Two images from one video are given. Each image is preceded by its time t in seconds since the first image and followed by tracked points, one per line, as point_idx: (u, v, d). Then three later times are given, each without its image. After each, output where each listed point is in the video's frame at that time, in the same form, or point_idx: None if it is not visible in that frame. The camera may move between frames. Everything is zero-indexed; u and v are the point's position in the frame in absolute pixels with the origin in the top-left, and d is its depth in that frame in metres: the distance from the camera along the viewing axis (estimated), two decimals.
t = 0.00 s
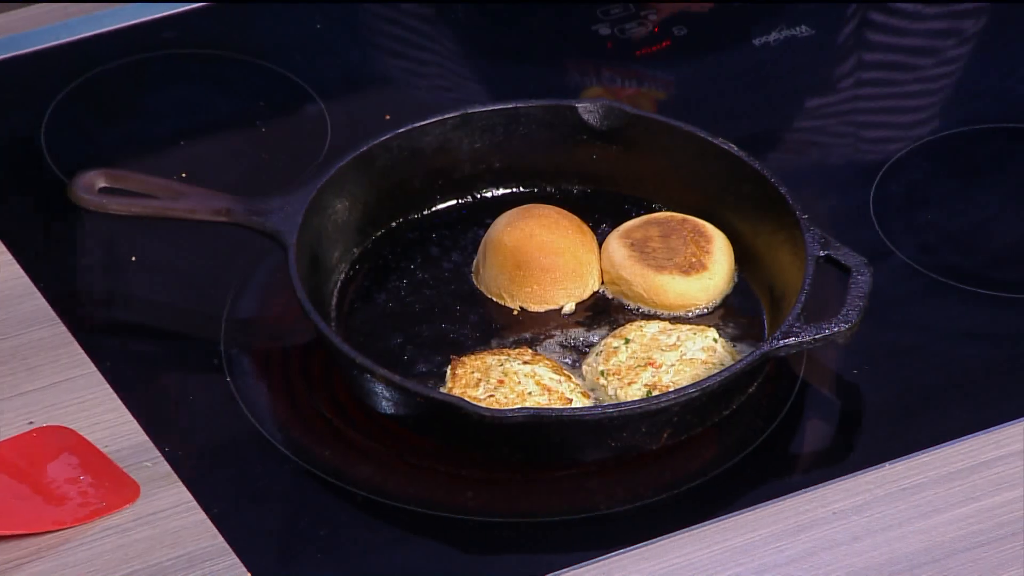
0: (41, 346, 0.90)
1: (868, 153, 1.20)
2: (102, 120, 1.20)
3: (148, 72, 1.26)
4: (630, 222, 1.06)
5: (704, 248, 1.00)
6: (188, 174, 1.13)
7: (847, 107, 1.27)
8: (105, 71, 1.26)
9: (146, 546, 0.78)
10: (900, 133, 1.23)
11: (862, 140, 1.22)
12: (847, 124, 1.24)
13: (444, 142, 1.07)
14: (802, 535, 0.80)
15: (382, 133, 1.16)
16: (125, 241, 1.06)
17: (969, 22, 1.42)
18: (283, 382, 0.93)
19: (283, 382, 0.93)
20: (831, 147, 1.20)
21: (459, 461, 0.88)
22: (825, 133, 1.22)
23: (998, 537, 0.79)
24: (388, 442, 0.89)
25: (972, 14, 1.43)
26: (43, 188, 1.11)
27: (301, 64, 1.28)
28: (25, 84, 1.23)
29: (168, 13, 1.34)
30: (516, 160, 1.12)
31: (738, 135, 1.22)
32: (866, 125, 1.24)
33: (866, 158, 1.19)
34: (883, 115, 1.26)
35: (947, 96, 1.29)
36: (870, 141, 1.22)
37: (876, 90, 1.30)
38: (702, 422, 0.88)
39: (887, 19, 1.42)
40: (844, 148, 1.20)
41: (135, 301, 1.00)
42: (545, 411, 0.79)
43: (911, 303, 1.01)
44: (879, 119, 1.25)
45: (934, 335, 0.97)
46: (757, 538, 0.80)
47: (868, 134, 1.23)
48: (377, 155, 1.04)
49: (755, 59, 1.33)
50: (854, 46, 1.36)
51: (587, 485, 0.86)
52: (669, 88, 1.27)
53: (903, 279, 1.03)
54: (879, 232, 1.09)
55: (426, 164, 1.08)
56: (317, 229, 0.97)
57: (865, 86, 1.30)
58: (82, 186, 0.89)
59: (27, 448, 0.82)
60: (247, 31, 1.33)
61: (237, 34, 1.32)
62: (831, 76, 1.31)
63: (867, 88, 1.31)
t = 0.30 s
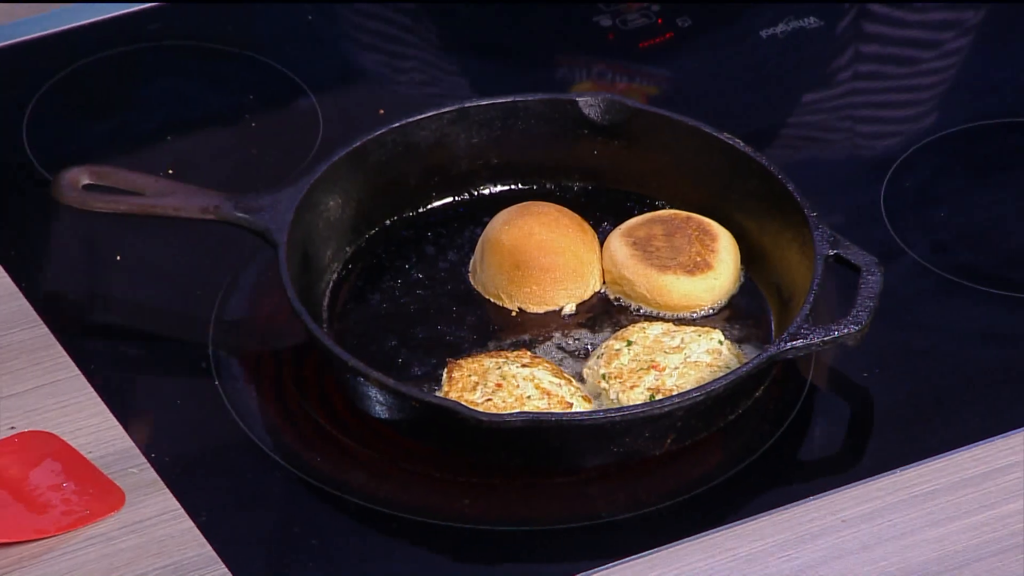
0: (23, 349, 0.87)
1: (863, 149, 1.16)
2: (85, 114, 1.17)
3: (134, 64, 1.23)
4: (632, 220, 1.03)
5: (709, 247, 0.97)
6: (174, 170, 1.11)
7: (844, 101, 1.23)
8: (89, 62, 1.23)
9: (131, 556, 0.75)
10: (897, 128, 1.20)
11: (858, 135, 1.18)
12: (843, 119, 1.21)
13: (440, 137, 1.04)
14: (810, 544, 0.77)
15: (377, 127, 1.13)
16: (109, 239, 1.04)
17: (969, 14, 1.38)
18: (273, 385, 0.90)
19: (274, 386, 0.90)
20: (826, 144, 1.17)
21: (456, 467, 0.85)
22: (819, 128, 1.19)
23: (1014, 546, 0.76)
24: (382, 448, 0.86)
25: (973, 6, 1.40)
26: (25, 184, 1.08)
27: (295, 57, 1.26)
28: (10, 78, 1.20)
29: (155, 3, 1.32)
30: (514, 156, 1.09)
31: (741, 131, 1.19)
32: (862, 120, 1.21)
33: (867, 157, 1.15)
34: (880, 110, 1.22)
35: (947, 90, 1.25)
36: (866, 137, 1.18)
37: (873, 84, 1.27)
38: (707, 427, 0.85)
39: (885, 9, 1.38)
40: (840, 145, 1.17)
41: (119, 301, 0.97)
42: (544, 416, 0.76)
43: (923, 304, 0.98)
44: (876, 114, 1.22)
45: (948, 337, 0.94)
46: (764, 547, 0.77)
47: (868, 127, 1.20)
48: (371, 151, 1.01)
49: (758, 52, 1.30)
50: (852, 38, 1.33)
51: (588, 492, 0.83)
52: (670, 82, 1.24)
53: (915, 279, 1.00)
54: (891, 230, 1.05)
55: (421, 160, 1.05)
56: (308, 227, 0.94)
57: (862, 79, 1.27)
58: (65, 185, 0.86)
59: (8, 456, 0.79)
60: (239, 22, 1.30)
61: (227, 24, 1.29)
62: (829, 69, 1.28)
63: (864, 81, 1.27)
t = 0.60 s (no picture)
0: (10, 350, 0.85)
1: (867, 155, 1.12)
2: (75, 108, 1.15)
3: (125, 58, 1.21)
4: (638, 218, 1.00)
5: (719, 246, 0.95)
6: (166, 166, 1.08)
7: (847, 106, 1.19)
8: (77, 55, 1.20)
9: (121, 564, 0.72)
10: (903, 133, 1.16)
11: (861, 141, 1.14)
12: (846, 124, 1.17)
13: (440, 132, 1.02)
14: (823, 552, 0.74)
15: (377, 121, 1.10)
16: (99, 236, 1.01)
17: (975, 16, 1.34)
18: (268, 388, 0.88)
19: (269, 388, 0.88)
20: (829, 149, 1.13)
21: (457, 472, 0.82)
22: (822, 133, 1.15)
23: None
24: (380, 453, 0.83)
25: (980, 7, 1.36)
26: (12, 180, 1.06)
27: (293, 49, 1.23)
28: None
29: None
30: (516, 151, 1.06)
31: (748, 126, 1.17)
32: (865, 126, 1.17)
33: (870, 163, 1.11)
34: (884, 115, 1.18)
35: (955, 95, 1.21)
36: (870, 143, 1.14)
37: (877, 89, 1.23)
38: (716, 431, 0.82)
39: (890, 11, 1.34)
40: (843, 150, 1.13)
41: (110, 300, 0.95)
42: (547, 419, 0.74)
43: (939, 304, 0.95)
44: (881, 117, 1.18)
45: (966, 338, 0.92)
46: (775, 555, 0.74)
47: (873, 130, 1.16)
48: (369, 146, 0.98)
49: (764, 47, 1.27)
50: (855, 40, 1.29)
51: (594, 498, 0.81)
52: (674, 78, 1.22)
53: (931, 278, 0.97)
54: (906, 228, 1.03)
55: (421, 156, 1.03)
56: (304, 224, 0.91)
57: (866, 83, 1.23)
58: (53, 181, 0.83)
59: None
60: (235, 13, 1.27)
61: (223, 16, 1.26)
62: (831, 72, 1.24)
63: (867, 86, 1.23)
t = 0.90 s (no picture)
0: None
1: (872, 155, 1.09)
2: (64, 102, 1.12)
3: (116, 51, 1.19)
4: (642, 215, 0.98)
5: (725, 244, 0.92)
6: (156, 161, 1.06)
7: (852, 104, 1.17)
8: (67, 47, 1.18)
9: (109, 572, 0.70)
10: (909, 133, 1.13)
11: (866, 141, 1.11)
12: (851, 123, 1.14)
13: (438, 127, 1.00)
14: (833, 558, 0.72)
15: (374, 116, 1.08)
16: (88, 233, 0.99)
17: (987, 13, 1.31)
18: (262, 390, 0.85)
19: (262, 390, 0.85)
20: (833, 147, 1.11)
21: (456, 477, 0.80)
22: (826, 131, 1.13)
23: None
24: (378, 457, 0.81)
25: (993, 3, 1.33)
26: None
27: (290, 41, 1.21)
28: None
29: None
30: (517, 146, 1.04)
31: (754, 119, 1.14)
32: (871, 125, 1.14)
33: (877, 163, 1.08)
34: (890, 114, 1.15)
35: (963, 96, 1.19)
36: (875, 143, 1.11)
37: (883, 87, 1.20)
38: (722, 434, 0.80)
39: (899, 7, 1.31)
40: (848, 150, 1.10)
41: (97, 300, 0.92)
42: (548, 422, 0.72)
43: (952, 303, 0.92)
44: (887, 116, 1.15)
45: (979, 339, 0.89)
46: (783, 562, 0.72)
47: (879, 128, 1.13)
48: (365, 141, 0.96)
49: (768, 42, 1.25)
50: (862, 37, 1.26)
51: (597, 503, 0.78)
52: (678, 72, 1.19)
53: (943, 278, 0.95)
54: (917, 226, 1.00)
55: (419, 151, 1.00)
56: (298, 222, 0.89)
57: (872, 81, 1.21)
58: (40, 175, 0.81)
59: None
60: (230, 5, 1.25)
61: (217, 8, 1.24)
62: (837, 69, 1.22)
63: (873, 84, 1.21)
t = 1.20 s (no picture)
0: None
1: (874, 151, 1.07)
2: (50, 98, 1.11)
3: (105, 46, 1.17)
4: (642, 214, 0.96)
5: (727, 242, 0.91)
6: (144, 158, 1.04)
7: (854, 99, 1.14)
8: (54, 41, 1.16)
9: None
10: (913, 127, 1.11)
11: (870, 137, 1.09)
12: (853, 118, 1.12)
13: (433, 123, 0.98)
14: (837, 565, 0.70)
15: (368, 111, 1.06)
16: (75, 233, 0.97)
17: (992, 8, 1.29)
18: (252, 392, 0.83)
19: (253, 393, 0.83)
20: (833, 144, 1.08)
21: (451, 482, 0.78)
22: (827, 127, 1.11)
23: None
24: (371, 461, 0.79)
25: None
26: None
27: (284, 35, 1.19)
28: None
29: None
30: (514, 143, 1.02)
31: (755, 114, 1.12)
32: (874, 119, 1.12)
33: (881, 159, 1.06)
34: (895, 109, 1.13)
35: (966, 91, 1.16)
36: (878, 138, 1.09)
37: (886, 81, 1.18)
38: (724, 438, 0.78)
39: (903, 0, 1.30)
40: (848, 146, 1.08)
41: (84, 301, 0.91)
42: (545, 425, 0.70)
43: (959, 304, 0.91)
44: (891, 109, 1.13)
45: (988, 340, 0.87)
46: (786, 569, 0.70)
47: (882, 122, 1.11)
48: (359, 137, 0.94)
49: (769, 37, 1.23)
50: (864, 31, 1.24)
51: (596, 509, 0.77)
52: (678, 67, 1.18)
53: (950, 277, 0.93)
54: (923, 225, 0.98)
55: (414, 148, 0.99)
56: (289, 220, 0.87)
57: (874, 75, 1.18)
58: (25, 173, 0.79)
59: None
60: None
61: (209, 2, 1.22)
62: (840, 62, 1.20)
63: (876, 77, 1.19)
